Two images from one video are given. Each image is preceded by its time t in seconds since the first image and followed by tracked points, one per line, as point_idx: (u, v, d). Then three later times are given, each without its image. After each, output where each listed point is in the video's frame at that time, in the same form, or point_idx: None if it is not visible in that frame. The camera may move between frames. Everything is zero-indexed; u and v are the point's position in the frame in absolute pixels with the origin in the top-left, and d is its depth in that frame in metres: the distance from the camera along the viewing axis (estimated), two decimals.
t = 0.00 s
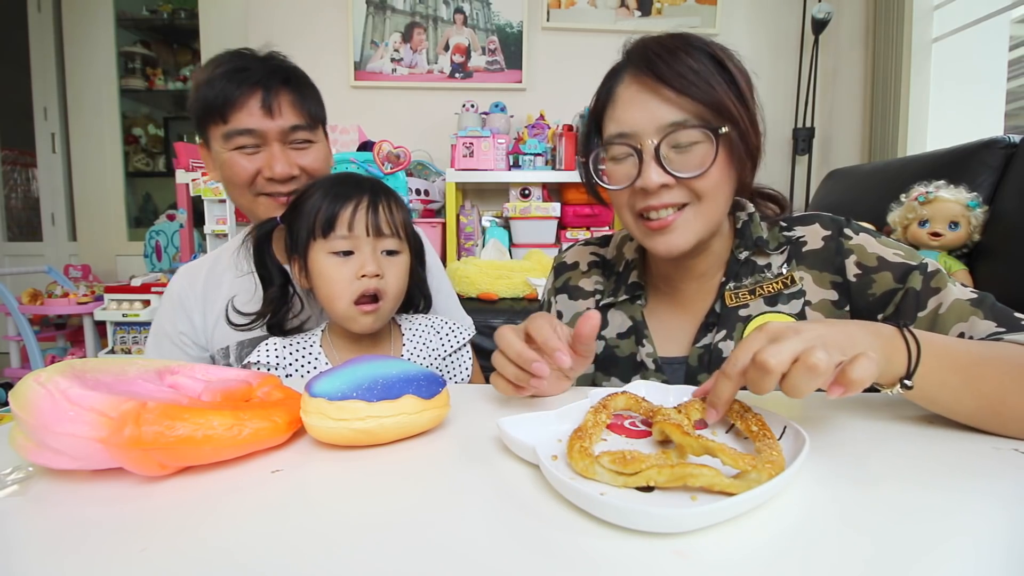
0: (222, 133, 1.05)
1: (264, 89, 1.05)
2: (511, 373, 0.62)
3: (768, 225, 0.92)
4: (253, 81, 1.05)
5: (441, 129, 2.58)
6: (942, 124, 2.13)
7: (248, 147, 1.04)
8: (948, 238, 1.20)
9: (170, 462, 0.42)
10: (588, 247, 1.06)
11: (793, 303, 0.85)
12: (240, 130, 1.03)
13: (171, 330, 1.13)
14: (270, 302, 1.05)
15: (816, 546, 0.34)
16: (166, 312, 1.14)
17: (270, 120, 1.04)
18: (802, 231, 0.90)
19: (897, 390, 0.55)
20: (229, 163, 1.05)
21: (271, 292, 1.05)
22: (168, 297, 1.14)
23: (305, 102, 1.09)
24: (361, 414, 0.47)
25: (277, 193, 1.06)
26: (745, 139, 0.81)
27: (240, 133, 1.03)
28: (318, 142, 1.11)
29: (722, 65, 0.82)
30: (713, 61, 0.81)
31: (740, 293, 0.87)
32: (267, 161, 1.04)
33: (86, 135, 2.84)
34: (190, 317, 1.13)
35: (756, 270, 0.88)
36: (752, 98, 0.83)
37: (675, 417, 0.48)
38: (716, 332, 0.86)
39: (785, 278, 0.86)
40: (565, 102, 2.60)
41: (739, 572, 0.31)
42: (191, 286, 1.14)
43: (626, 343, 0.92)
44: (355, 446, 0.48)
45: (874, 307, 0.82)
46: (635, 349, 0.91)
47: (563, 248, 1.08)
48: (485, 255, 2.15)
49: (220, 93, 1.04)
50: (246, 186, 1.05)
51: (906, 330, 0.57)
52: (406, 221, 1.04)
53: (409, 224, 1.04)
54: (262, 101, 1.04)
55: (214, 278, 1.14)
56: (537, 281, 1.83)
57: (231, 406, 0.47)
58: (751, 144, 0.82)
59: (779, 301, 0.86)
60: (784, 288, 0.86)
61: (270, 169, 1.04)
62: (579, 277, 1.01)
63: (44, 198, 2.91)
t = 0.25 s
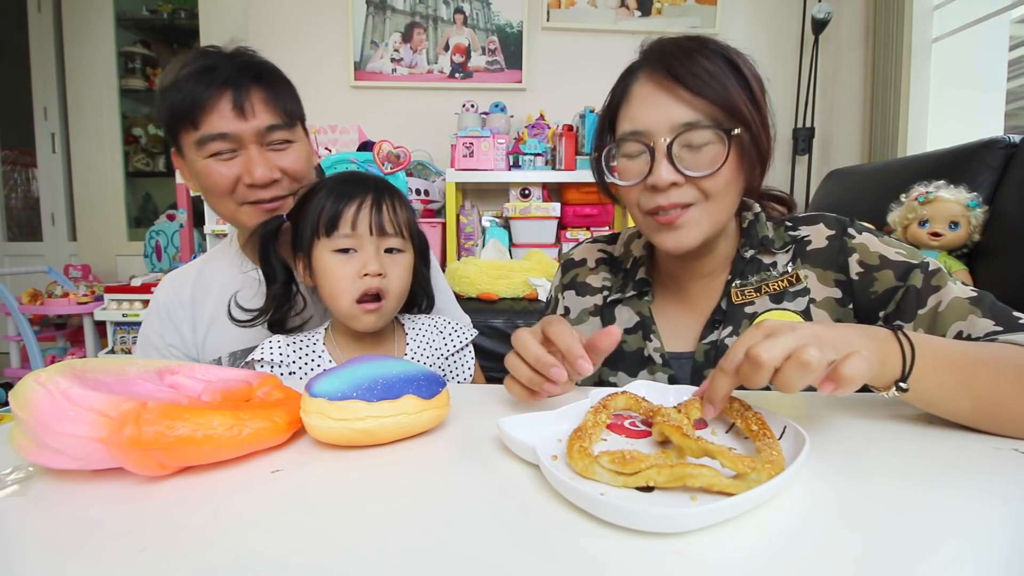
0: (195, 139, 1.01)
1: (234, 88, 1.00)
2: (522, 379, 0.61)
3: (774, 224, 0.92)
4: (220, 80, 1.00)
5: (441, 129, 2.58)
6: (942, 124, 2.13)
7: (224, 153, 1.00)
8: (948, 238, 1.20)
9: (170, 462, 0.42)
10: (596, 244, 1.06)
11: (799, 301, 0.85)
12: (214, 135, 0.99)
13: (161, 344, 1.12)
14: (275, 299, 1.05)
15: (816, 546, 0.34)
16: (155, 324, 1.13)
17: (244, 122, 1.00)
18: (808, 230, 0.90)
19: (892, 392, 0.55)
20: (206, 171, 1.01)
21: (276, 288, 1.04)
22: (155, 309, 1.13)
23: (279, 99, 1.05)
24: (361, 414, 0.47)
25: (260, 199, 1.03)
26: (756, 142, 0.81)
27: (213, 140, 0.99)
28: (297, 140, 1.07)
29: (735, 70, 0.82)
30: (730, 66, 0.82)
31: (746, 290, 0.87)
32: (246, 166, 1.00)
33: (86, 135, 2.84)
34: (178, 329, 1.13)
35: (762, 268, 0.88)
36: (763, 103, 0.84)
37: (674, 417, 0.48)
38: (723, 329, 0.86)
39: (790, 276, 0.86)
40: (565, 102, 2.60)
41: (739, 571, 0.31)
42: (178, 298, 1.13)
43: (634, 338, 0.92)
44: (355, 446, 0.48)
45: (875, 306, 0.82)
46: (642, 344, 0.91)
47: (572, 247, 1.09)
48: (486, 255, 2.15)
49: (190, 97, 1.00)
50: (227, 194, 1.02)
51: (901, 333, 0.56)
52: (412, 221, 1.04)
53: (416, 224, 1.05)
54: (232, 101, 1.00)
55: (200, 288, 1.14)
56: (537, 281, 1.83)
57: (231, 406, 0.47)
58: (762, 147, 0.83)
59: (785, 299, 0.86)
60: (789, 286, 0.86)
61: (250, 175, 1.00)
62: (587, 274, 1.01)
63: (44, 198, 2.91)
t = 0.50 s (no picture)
0: (169, 148, 0.97)
1: (204, 91, 0.96)
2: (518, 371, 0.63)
3: (773, 225, 0.92)
4: (190, 84, 0.96)
5: (441, 129, 2.58)
6: (942, 124, 2.12)
7: (201, 161, 0.96)
8: (948, 238, 1.19)
9: (170, 462, 0.42)
10: (597, 245, 1.06)
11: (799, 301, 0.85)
12: (189, 142, 0.95)
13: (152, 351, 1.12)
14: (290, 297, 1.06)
15: (816, 547, 0.34)
16: (145, 329, 1.12)
17: (218, 126, 0.96)
18: (808, 230, 0.90)
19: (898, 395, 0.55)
20: (184, 181, 0.97)
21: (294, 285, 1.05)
22: (144, 314, 1.12)
23: (252, 99, 1.01)
24: (361, 414, 0.47)
25: (243, 209, 0.99)
26: (752, 125, 0.82)
27: (188, 147, 0.95)
28: (276, 143, 1.03)
29: (729, 56, 0.84)
30: (724, 54, 0.84)
31: (745, 291, 0.85)
32: (223, 173, 0.97)
33: (86, 135, 2.84)
34: (168, 336, 1.12)
35: (761, 268, 0.88)
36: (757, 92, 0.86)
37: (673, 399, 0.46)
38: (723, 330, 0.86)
39: (790, 277, 0.86)
40: (565, 102, 2.60)
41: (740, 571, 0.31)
42: (167, 305, 1.11)
43: (635, 338, 0.92)
44: (355, 446, 0.48)
45: (874, 305, 0.82)
46: (643, 344, 0.91)
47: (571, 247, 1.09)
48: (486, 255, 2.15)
49: (162, 102, 0.96)
50: (208, 204, 0.98)
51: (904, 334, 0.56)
52: (415, 219, 1.03)
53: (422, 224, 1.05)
54: (204, 105, 0.95)
55: (189, 294, 1.12)
56: (537, 281, 1.83)
57: (231, 406, 0.47)
58: (756, 128, 0.83)
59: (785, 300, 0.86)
60: (789, 286, 0.86)
61: (228, 183, 0.96)
62: (587, 274, 1.01)
63: (44, 198, 2.91)
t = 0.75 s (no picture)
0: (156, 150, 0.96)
1: (190, 91, 0.96)
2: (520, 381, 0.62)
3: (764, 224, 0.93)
4: (176, 84, 0.96)
5: (441, 129, 2.58)
6: (942, 124, 2.13)
7: (188, 163, 0.96)
8: (948, 238, 1.16)
9: (170, 462, 0.42)
10: (591, 248, 1.06)
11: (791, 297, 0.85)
12: (175, 144, 0.94)
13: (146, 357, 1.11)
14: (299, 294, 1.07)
15: (817, 548, 0.33)
16: (137, 335, 1.11)
17: (204, 128, 0.95)
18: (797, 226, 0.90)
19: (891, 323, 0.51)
20: (172, 183, 0.97)
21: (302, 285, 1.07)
22: (137, 320, 1.12)
23: (239, 101, 1.00)
24: (361, 413, 0.47)
25: (230, 210, 0.98)
26: (740, 115, 0.83)
27: (174, 149, 0.94)
28: (266, 145, 1.03)
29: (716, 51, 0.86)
30: (707, 48, 0.86)
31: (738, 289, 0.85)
32: (211, 175, 0.96)
33: (87, 135, 2.84)
34: (162, 342, 1.11)
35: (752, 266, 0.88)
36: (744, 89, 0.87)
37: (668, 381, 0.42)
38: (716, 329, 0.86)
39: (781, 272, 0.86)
40: (565, 102, 2.60)
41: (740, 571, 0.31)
42: (160, 310, 1.11)
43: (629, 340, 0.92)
44: (356, 446, 0.48)
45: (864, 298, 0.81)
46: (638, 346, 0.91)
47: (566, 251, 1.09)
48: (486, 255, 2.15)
49: (148, 103, 0.95)
50: (197, 206, 0.97)
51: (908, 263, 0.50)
52: (417, 217, 1.03)
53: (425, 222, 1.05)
54: (189, 106, 0.95)
55: (184, 299, 1.12)
56: (537, 281, 1.83)
57: (231, 406, 0.47)
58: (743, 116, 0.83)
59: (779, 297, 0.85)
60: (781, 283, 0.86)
61: (216, 185, 0.96)
62: (581, 277, 1.01)
63: (44, 198, 2.91)
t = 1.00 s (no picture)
0: (158, 145, 0.96)
1: (194, 88, 0.96)
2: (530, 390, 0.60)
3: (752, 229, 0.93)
4: (181, 81, 0.96)
5: (441, 129, 2.58)
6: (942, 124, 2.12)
7: (189, 160, 0.96)
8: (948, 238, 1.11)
9: (170, 462, 0.42)
10: (582, 251, 1.07)
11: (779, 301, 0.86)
12: (177, 140, 0.95)
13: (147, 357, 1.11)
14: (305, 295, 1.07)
15: (816, 549, 0.33)
16: (139, 335, 1.12)
17: (207, 125, 0.95)
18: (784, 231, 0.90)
19: (897, 300, 0.48)
20: (172, 178, 0.97)
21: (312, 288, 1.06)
22: (139, 320, 1.12)
23: (244, 100, 1.00)
24: (361, 413, 0.47)
25: (231, 208, 0.98)
26: (723, 115, 0.83)
27: (177, 145, 0.95)
28: (269, 144, 1.03)
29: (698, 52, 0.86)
30: (689, 49, 0.86)
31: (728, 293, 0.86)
32: (212, 172, 0.96)
33: (87, 136, 2.84)
34: (164, 342, 1.11)
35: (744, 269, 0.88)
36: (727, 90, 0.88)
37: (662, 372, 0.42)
38: (703, 332, 0.86)
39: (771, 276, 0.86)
40: (565, 102, 2.60)
41: (740, 572, 0.31)
42: (160, 310, 1.11)
43: (618, 343, 0.92)
44: (355, 446, 0.48)
45: (847, 302, 0.80)
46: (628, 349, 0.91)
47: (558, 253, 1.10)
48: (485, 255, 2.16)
49: (150, 100, 0.96)
50: (196, 202, 0.97)
51: (923, 237, 0.48)
52: (417, 217, 1.03)
53: (428, 225, 1.05)
54: (194, 103, 0.95)
55: (184, 299, 1.12)
56: (536, 281, 1.83)
57: (231, 406, 0.47)
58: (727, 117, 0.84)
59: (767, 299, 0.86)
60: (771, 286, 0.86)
61: (217, 182, 0.95)
62: (573, 280, 1.01)
63: (44, 197, 2.91)
